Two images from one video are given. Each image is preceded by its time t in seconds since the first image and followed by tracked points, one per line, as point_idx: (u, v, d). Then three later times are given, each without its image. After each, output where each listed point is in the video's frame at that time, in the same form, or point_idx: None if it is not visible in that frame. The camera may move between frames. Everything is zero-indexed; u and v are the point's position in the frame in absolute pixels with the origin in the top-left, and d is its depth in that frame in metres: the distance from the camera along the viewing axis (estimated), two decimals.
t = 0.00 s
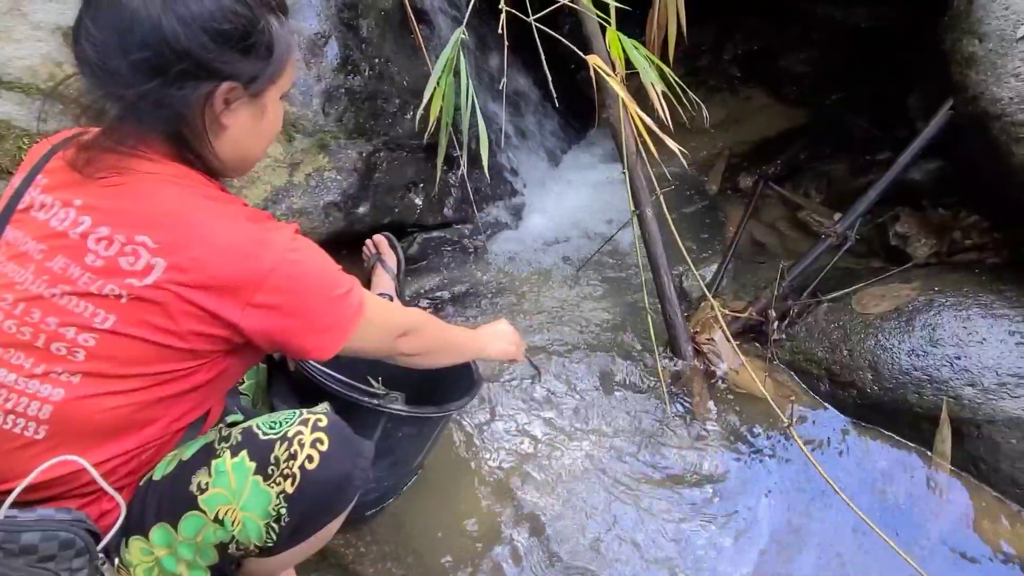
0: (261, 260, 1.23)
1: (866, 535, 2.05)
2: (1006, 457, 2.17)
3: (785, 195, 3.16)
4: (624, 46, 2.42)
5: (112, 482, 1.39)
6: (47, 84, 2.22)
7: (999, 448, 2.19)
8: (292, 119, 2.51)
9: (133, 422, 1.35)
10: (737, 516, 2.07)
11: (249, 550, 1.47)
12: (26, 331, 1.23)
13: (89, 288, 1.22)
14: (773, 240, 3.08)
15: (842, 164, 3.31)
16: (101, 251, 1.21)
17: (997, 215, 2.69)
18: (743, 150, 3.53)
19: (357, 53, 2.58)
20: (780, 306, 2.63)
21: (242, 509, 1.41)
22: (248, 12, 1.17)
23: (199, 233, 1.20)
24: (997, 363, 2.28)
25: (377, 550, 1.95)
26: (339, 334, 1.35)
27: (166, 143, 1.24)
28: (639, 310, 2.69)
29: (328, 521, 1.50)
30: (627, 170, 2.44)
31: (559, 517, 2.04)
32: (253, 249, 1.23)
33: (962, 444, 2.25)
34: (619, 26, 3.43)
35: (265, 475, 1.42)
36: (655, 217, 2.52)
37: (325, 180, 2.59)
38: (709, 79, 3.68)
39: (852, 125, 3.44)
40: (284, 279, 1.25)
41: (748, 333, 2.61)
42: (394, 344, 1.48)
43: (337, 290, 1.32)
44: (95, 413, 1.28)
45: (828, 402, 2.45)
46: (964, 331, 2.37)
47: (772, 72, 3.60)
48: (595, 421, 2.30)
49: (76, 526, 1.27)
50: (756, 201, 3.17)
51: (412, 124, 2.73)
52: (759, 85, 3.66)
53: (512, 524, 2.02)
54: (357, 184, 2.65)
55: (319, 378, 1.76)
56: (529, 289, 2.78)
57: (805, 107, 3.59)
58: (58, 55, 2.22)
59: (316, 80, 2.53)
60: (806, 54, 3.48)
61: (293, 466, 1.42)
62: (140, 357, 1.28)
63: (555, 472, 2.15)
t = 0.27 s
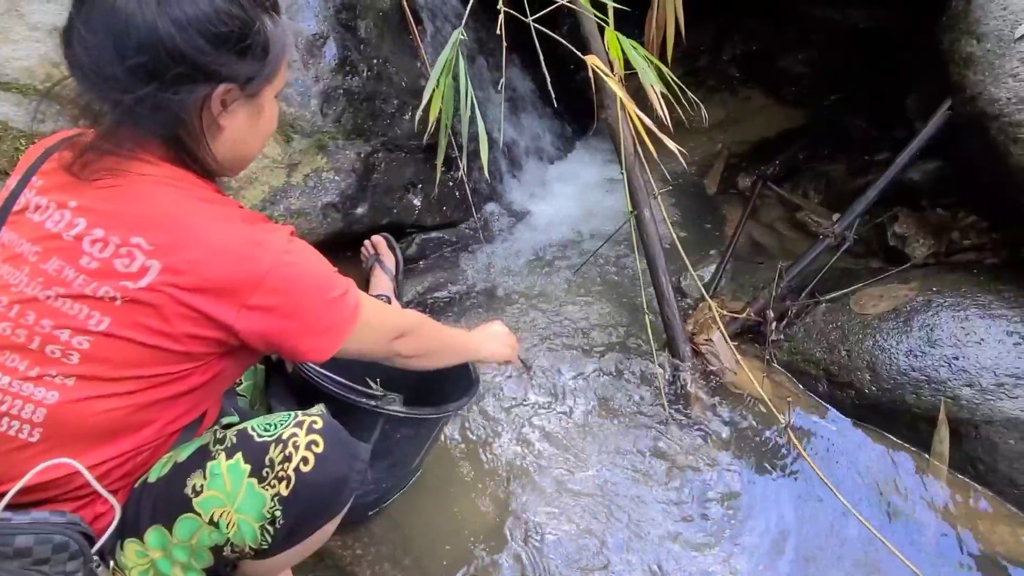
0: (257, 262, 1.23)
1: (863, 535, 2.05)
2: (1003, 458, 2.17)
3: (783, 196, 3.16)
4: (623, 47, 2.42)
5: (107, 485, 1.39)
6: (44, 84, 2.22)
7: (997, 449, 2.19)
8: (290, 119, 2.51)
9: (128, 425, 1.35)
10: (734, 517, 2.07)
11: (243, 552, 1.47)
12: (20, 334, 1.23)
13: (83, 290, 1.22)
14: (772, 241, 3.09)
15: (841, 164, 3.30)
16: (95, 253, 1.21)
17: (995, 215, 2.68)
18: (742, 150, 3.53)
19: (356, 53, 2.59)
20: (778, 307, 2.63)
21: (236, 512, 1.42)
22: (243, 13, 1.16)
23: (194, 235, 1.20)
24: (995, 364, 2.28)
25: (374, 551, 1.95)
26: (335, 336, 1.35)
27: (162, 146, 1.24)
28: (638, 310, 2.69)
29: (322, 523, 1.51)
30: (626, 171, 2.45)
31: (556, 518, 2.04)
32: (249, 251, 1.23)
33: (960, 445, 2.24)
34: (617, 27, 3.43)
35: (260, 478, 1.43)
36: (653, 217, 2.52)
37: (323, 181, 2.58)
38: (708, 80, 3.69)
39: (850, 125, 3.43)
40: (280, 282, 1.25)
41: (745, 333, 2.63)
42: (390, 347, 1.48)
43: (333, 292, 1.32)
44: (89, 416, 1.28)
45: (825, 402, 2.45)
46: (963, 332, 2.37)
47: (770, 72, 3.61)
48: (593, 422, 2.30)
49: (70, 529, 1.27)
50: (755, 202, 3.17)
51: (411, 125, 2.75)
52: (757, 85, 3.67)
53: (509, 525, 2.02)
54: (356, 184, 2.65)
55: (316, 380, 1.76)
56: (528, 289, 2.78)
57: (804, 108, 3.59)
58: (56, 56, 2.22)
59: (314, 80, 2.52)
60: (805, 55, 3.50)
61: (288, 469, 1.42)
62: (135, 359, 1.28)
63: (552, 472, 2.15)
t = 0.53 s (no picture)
0: (256, 263, 1.23)
1: (864, 535, 2.05)
2: (1004, 457, 2.18)
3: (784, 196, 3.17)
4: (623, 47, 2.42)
5: (106, 485, 1.39)
6: (44, 85, 2.22)
7: (998, 448, 2.19)
8: (290, 120, 2.49)
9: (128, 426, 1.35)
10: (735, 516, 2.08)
11: (243, 552, 1.47)
12: (20, 335, 1.23)
13: (82, 291, 1.22)
14: (772, 241, 3.09)
15: (841, 164, 3.29)
16: (94, 254, 1.21)
17: (996, 215, 2.70)
18: (742, 150, 3.52)
19: (356, 54, 2.60)
20: (778, 307, 2.64)
21: (236, 513, 1.42)
22: (246, 13, 1.16)
23: (193, 236, 1.20)
24: (996, 363, 2.28)
25: (375, 551, 1.95)
26: (335, 336, 1.35)
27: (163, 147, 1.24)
28: (638, 310, 2.69)
29: (322, 525, 1.51)
30: (626, 171, 2.45)
31: (557, 517, 2.04)
32: (248, 252, 1.22)
33: (961, 445, 2.25)
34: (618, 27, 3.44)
35: (260, 479, 1.43)
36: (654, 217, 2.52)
37: (324, 181, 2.58)
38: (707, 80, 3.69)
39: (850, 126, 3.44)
40: (279, 282, 1.25)
41: (746, 334, 2.63)
42: (389, 347, 1.49)
43: (332, 292, 1.31)
44: (88, 417, 1.29)
45: (826, 401, 2.44)
46: (963, 332, 2.37)
47: (770, 72, 3.62)
48: (594, 421, 2.30)
49: (70, 530, 1.27)
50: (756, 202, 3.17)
51: (411, 125, 2.74)
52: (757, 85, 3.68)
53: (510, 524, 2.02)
54: (356, 184, 2.65)
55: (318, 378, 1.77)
56: (528, 289, 2.78)
57: (803, 107, 3.59)
58: (56, 56, 2.23)
59: (315, 81, 2.52)
60: (804, 55, 3.52)
61: (287, 470, 1.42)
62: (134, 360, 1.28)
63: (553, 472, 2.15)
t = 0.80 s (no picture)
0: (237, 248, 1.21)
1: (864, 536, 2.06)
2: (1005, 458, 2.18)
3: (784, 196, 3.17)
4: (625, 48, 2.42)
5: (108, 488, 1.40)
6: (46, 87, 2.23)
7: (999, 449, 2.19)
8: (292, 121, 2.51)
9: (125, 426, 1.35)
10: (736, 516, 2.08)
11: (248, 558, 1.50)
12: (7, 341, 1.24)
13: (66, 292, 1.22)
14: (773, 243, 3.09)
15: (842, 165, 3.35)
16: (74, 253, 1.21)
17: (997, 216, 2.70)
18: (742, 152, 3.59)
19: (358, 56, 2.60)
20: (779, 308, 2.63)
21: (243, 519, 1.45)
22: None
23: (171, 226, 1.20)
24: (997, 365, 2.29)
25: (378, 552, 1.95)
26: (327, 322, 1.32)
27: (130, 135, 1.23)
28: (640, 311, 2.70)
29: (328, 531, 1.54)
30: (626, 172, 2.44)
31: (558, 518, 2.05)
32: (228, 238, 1.21)
33: (962, 446, 2.25)
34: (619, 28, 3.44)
35: (266, 485, 1.45)
36: (655, 219, 2.53)
37: (325, 182, 2.60)
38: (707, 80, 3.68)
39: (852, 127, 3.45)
40: (263, 268, 1.24)
41: (748, 335, 2.63)
42: (393, 342, 1.46)
43: (320, 274, 1.30)
44: (82, 419, 1.29)
45: (828, 403, 2.44)
46: (964, 333, 2.38)
47: (771, 72, 3.60)
48: (595, 422, 2.31)
49: (71, 533, 1.27)
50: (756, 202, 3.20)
51: (413, 127, 2.75)
52: (757, 85, 3.67)
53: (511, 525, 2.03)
54: (358, 186, 2.65)
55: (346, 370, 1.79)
56: (530, 289, 2.79)
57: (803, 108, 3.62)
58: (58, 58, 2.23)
59: (316, 82, 2.53)
60: (805, 55, 3.48)
61: (294, 477, 1.45)
62: (124, 358, 1.28)
63: (554, 473, 2.16)
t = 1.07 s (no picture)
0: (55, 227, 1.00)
1: (866, 534, 2.05)
2: (1005, 456, 2.17)
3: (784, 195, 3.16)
4: (625, 47, 2.43)
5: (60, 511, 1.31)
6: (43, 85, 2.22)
7: (1000, 447, 2.19)
8: (292, 120, 2.51)
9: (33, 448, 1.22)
10: (737, 514, 2.08)
11: (237, 564, 1.46)
12: None
13: None
14: (773, 242, 3.09)
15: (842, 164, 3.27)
16: None
17: (997, 215, 2.71)
18: (742, 151, 3.52)
19: (357, 55, 2.62)
20: (779, 306, 2.64)
21: (229, 525, 1.41)
22: None
23: None
24: (998, 362, 2.29)
25: (376, 551, 1.94)
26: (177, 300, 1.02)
27: None
28: (640, 310, 2.70)
29: (317, 535, 1.51)
30: (627, 171, 2.45)
31: (558, 516, 2.04)
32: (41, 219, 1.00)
33: (962, 444, 2.25)
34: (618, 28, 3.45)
35: (252, 492, 1.43)
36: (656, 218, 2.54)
37: (325, 181, 2.51)
38: (707, 81, 3.72)
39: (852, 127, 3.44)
40: (82, 248, 0.99)
41: (748, 333, 2.62)
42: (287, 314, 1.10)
43: (148, 232, 1.00)
44: None
45: (828, 401, 2.44)
46: (964, 330, 2.38)
47: (771, 72, 3.65)
48: (594, 420, 2.31)
49: (39, 560, 1.23)
50: (756, 201, 3.18)
51: (413, 126, 2.71)
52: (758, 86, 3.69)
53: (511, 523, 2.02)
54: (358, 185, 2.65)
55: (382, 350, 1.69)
56: (530, 289, 2.78)
57: (802, 108, 3.59)
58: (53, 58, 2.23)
59: (316, 81, 2.55)
60: (805, 55, 3.54)
61: (280, 483, 1.43)
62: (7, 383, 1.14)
63: (554, 472, 2.15)
